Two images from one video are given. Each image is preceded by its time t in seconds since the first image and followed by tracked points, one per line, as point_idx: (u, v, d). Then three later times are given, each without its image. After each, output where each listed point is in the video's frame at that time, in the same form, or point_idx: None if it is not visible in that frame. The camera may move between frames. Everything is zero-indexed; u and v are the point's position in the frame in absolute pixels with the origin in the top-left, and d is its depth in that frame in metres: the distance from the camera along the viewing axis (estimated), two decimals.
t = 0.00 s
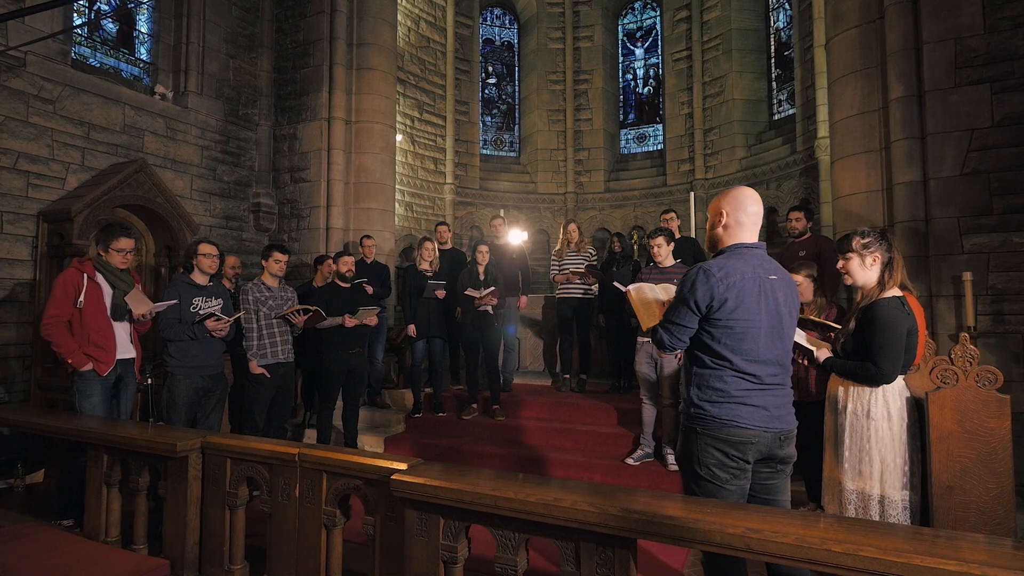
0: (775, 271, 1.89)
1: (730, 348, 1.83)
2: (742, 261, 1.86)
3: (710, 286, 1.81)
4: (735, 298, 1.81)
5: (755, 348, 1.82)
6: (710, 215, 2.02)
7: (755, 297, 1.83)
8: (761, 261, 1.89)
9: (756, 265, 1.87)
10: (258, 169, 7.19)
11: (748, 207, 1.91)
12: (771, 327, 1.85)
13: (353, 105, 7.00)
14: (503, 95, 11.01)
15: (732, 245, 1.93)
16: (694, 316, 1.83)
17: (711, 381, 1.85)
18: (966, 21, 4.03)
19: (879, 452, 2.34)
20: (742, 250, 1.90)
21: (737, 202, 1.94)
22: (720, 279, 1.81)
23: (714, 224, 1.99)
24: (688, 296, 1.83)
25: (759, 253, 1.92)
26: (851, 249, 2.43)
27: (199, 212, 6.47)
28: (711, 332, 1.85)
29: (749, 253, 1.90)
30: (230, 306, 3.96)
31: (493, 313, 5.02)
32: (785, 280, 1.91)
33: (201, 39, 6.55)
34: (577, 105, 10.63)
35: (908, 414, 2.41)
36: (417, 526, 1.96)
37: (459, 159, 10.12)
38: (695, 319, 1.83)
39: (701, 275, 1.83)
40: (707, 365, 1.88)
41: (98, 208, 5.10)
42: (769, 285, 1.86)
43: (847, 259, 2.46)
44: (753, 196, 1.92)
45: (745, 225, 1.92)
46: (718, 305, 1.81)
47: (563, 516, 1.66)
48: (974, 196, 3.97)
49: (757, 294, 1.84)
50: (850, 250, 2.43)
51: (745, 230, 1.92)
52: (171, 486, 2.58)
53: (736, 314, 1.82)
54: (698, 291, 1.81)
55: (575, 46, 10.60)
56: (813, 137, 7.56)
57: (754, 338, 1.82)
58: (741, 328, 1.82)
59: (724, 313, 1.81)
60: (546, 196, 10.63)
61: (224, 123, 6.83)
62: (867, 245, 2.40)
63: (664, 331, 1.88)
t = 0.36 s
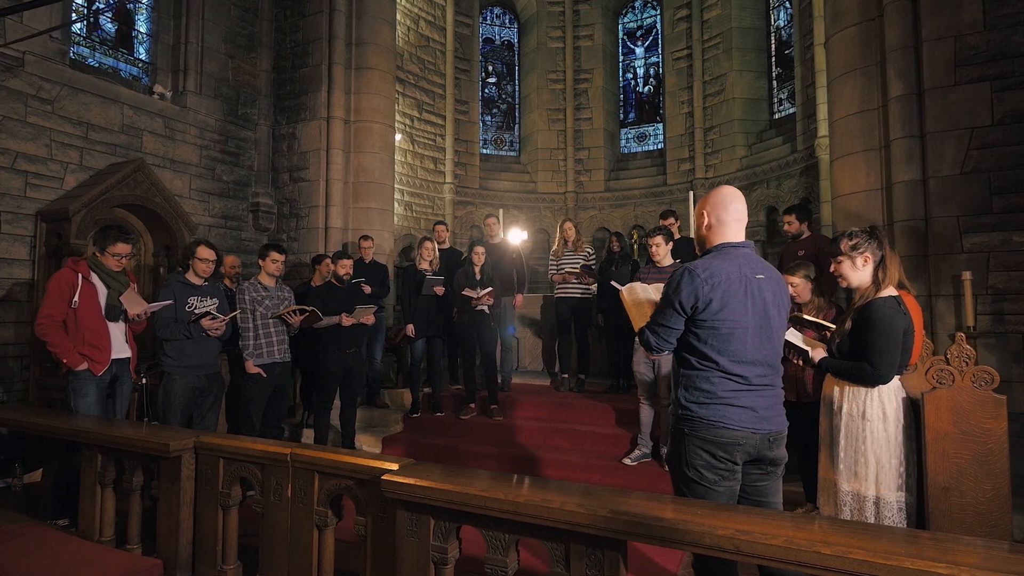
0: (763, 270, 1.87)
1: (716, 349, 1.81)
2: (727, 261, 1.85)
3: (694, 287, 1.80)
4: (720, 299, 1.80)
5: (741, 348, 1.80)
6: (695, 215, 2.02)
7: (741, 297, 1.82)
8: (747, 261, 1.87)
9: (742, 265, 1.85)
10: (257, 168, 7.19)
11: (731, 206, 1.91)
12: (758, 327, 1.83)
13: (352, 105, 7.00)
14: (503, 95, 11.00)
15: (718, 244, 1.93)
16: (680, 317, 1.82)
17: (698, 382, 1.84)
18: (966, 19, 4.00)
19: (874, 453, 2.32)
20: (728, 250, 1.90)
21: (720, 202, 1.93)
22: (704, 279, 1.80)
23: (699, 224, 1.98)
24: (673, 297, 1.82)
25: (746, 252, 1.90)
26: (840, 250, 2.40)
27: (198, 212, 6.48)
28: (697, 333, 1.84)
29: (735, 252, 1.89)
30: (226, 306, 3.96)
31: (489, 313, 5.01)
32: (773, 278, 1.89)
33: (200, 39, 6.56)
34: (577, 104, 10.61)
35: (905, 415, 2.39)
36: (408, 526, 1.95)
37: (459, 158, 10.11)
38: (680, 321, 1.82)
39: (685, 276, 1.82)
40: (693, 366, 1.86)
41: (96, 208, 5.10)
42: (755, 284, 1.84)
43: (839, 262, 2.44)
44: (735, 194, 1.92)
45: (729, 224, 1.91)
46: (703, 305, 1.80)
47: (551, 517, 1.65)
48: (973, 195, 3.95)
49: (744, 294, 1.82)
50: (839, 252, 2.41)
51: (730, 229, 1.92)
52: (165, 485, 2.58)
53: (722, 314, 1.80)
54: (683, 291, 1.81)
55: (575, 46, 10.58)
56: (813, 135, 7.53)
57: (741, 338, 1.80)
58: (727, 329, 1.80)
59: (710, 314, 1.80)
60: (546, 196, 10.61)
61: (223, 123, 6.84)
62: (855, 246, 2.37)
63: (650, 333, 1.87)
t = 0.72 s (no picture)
0: (760, 268, 1.85)
1: (714, 348, 1.80)
2: (724, 259, 1.84)
3: (691, 286, 1.78)
4: (717, 297, 1.78)
5: (739, 347, 1.79)
6: (692, 215, 2.02)
7: (738, 296, 1.80)
8: (745, 259, 1.86)
9: (739, 263, 1.84)
10: (258, 168, 7.20)
11: (727, 204, 1.90)
12: (756, 326, 1.81)
13: (352, 104, 7.00)
14: (504, 94, 10.99)
15: (715, 243, 1.91)
16: (677, 317, 1.81)
17: (696, 381, 1.82)
18: (967, 15, 3.97)
19: (871, 454, 2.30)
20: (725, 248, 1.88)
21: (716, 200, 1.92)
22: (701, 278, 1.79)
23: (696, 223, 1.98)
24: (669, 296, 1.81)
25: (743, 250, 1.89)
26: (831, 252, 2.41)
27: (198, 212, 6.49)
28: (693, 333, 1.83)
29: (732, 251, 1.87)
30: (224, 306, 3.96)
31: (488, 312, 5.01)
32: (771, 277, 1.87)
33: (200, 39, 6.57)
34: (578, 103, 10.58)
35: (903, 415, 2.37)
36: (400, 526, 1.94)
37: (460, 158, 10.11)
38: (677, 320, 1.81)
39: (681, 275, 1.81)
40: (691, 365, 1.85)
41: (97, 208, 5.12)
42: (752, 282, 1.82)
43: (832, 265, 2.44)
44: (730, 193, 1.91)
45: (725, 223, 1.90)
46: (700, 305, 1.79)
47: (542, 518, 1.63)
48: (974, 193, 3.91)
49: (741, 292, 1.80)
50: (831, 256, 2.41)
51: (727, 228, 1.91)
52: (160, 485, 2.58)
53: (718, 313, 1.79)
54: (679, 291, 1.79)
55: (576, 44, 10.56)
56: (815, 134, 7.49)
57: (738, 338, 1.79)
58: (725, 328, 1.79)
59: (707, 313, 1.79)
60: (547, 195, 10.59)
61: (223, 123, 6.85)
62: (845, 247, 2.37)
63: (647, 333, 1.86)
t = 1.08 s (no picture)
0: (767, 267, 1.83)
1: (722, 348, 1.78)
2: (731, 259, 1.82)
3: (697, 286, 1.77)
4: (724, 297, 1.77)
5: (748, 347, 1.77)
6: (698, 214, 2.00)
7: (746, 295, 1.78)
8: (751, 258, 1.84)
9: (746, 263, 1.82)
10: (261, 168, 7.23)
11: (733, 204, 1.88)
12: (765, 326, 1.79)
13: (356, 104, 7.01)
14: (508, 93, 10.97)
15: (722, 243, 1.90)
16: (684, 317, 1.79)
17: (705, 381, 1.81)
18: (973, 12, 3.92)
19: (871, 456, 2.29)
20: (732, 248, 1.86)
21: (722, 200, 1.90)
22: (708, 278, 1.77)
23: (702, 223, 1.96)
24: (675, 296, 1.80)
25: (750, 250, 1.87)
26: (829, 253, 2.39)
27: (202, 211, 6.52)
28: (701, 332, 1.81)
29: (739, 250, 1.85)
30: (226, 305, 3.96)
31: (493, 312, 4.99)
32: (778, 276, 1.85)
33: (204, 39, 6.60)
34: (582, 103, 10.57)
35: (904, 417, 2.35)
36: (395, 527, 1.93)
37: (463, 158, 10.12)
38: (684, 320, 1.80)
39: (687, 276, 1.80)
40: (699, 365, 1.83)
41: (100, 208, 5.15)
42: (760, 282, 1.81)
43: (831, 266, 2.42)
44: (737, 192, 1.89)
45: (732, 222, 1.88)
46: (707, 304, 1.77)
47: (535, 519, 1.63)
48: (980, 193, 3.87)
49: (748, 292, 1.78)
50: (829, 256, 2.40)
51: (733, 227, 1.89)
52: (159, 483, 2.58)
53: (726, 313, 1.77)
54: (685, 291, 1.78)
55: (580, 44, 10.54)
56: (820, 133, 7.45)
57: (747, 337, 1.77)
58: (733, 327, 1.77)
59: (714, 312, 1.77)
60: (550, 195, 10.58)
61: (227, 122, 6.87)
62: (844, 247, 2.35)
63: (655, 333, 1.84)
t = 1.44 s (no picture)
0: (778, 267, 1.82)
1: (735, 348, 1.77)
2: (742, 258, 1.80)
3: (708, 286, 1.76)
4: (736, 297, 1.75)
5: (761, 347, 1.75)
6: (706, 215, 1.98)
7: (757, 295, 1.76)
8: (762, 258, 1.82)
9: (757, 263, 1.80)
10: (263, 168, 7.24)
11: (743, 205, 1.86)
12: (778, 325, 1.78)
13: (356, 104, 7.02)
14: (509, 93, 10.96)
15: (731, 243, 1.88)
16: (695, 316, 1.78)
17: (718, 381, 1.79)
18: (975, 10, 3.89)
19: (870, 457, 2.27)
20: (742, 248, 1.85)
21: (732, 201, 1.89)
22: (719, 277, 1.76)
23: (711, 223, 1.94)
24: (686, 296, 1.79)
25: (760, 249, 1.86)
26: (829, 252, 2.37)
27: (203, 212, 6.54)
28: (713, 332, 1.80)
29: (749, 250, 1.84)
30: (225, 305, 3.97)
31: (495, 313, 4.97)
32: (789, 275, 1.84)
33: (205, 40, 6.62)
34: (584, 103, 10.55)
35: (903, 418, 2.33)
36: (388, 528, 1.93)
37: (464, 158, 10.11)
38: (695, 320, 1.78)
39: (698, 275, 1.78)
40: (712, 365, 1.82)
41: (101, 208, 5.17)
42: (771, 281, 1.79)
43: (831, 265, 2.40)
44: (747, 193, 1.87)
45: (742, 223, 1.86)
46: (719, 304, 1.76)
47: (528, 521, 1.62)
48: (982, 192, 3.84)
49: (760, 291, 1.77)
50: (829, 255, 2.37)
51: (742, 228, 1.87)
52: (155, 483, 2.58)
53: (738, 313, 1.75)
54: (696, 291, 1.77)
55: (581, 43, 10.52)
56: (822, 132, 7.41)
57: (760, 337, 1.76)
58: (746, 327, 1.75)
59: (726, 312, 1.76)
60: (552, 195, 10.57)
61: (228, 123, 6.89)
62: (844, 247, 2.33)
63: (665, 333, 1.83)
